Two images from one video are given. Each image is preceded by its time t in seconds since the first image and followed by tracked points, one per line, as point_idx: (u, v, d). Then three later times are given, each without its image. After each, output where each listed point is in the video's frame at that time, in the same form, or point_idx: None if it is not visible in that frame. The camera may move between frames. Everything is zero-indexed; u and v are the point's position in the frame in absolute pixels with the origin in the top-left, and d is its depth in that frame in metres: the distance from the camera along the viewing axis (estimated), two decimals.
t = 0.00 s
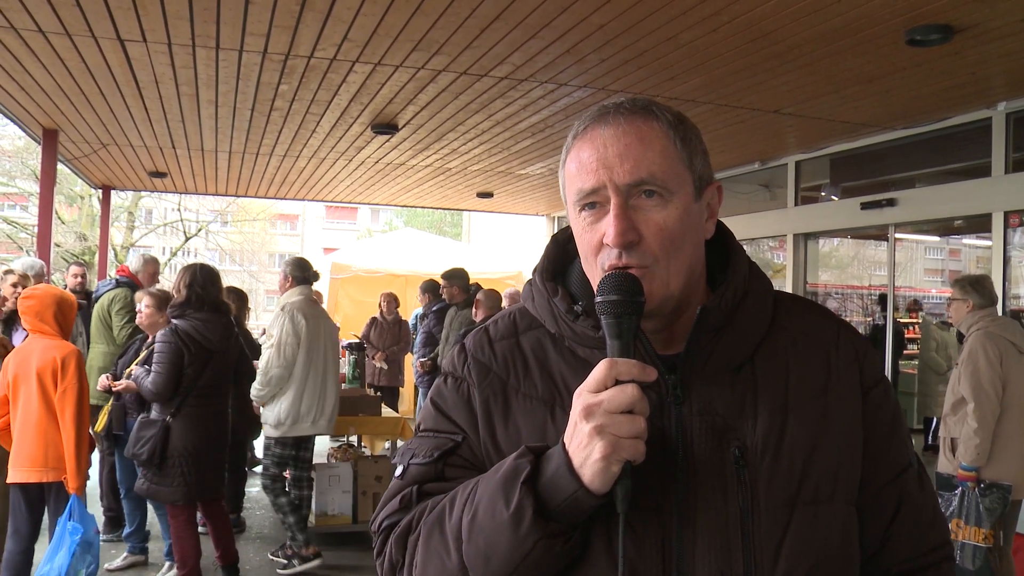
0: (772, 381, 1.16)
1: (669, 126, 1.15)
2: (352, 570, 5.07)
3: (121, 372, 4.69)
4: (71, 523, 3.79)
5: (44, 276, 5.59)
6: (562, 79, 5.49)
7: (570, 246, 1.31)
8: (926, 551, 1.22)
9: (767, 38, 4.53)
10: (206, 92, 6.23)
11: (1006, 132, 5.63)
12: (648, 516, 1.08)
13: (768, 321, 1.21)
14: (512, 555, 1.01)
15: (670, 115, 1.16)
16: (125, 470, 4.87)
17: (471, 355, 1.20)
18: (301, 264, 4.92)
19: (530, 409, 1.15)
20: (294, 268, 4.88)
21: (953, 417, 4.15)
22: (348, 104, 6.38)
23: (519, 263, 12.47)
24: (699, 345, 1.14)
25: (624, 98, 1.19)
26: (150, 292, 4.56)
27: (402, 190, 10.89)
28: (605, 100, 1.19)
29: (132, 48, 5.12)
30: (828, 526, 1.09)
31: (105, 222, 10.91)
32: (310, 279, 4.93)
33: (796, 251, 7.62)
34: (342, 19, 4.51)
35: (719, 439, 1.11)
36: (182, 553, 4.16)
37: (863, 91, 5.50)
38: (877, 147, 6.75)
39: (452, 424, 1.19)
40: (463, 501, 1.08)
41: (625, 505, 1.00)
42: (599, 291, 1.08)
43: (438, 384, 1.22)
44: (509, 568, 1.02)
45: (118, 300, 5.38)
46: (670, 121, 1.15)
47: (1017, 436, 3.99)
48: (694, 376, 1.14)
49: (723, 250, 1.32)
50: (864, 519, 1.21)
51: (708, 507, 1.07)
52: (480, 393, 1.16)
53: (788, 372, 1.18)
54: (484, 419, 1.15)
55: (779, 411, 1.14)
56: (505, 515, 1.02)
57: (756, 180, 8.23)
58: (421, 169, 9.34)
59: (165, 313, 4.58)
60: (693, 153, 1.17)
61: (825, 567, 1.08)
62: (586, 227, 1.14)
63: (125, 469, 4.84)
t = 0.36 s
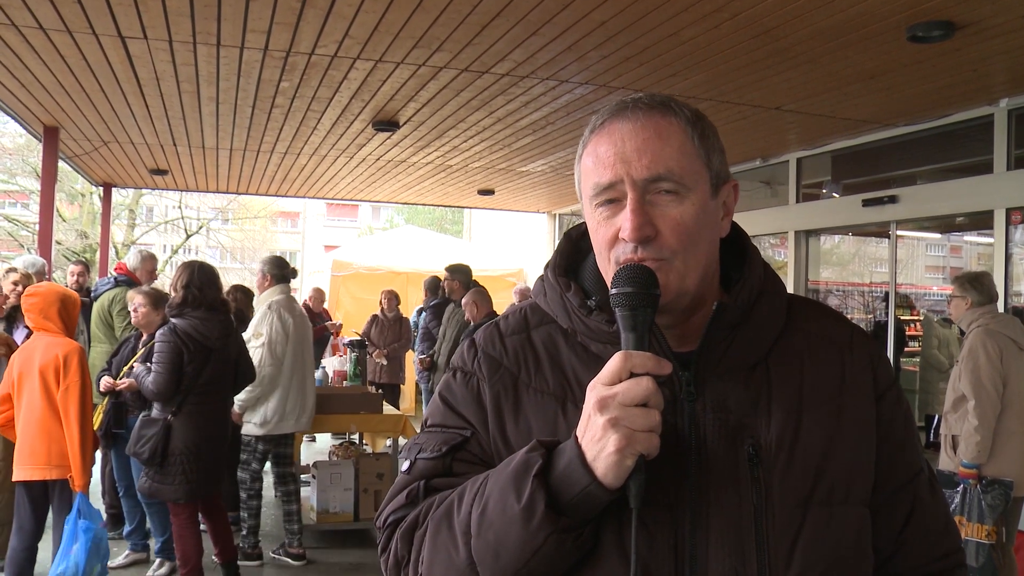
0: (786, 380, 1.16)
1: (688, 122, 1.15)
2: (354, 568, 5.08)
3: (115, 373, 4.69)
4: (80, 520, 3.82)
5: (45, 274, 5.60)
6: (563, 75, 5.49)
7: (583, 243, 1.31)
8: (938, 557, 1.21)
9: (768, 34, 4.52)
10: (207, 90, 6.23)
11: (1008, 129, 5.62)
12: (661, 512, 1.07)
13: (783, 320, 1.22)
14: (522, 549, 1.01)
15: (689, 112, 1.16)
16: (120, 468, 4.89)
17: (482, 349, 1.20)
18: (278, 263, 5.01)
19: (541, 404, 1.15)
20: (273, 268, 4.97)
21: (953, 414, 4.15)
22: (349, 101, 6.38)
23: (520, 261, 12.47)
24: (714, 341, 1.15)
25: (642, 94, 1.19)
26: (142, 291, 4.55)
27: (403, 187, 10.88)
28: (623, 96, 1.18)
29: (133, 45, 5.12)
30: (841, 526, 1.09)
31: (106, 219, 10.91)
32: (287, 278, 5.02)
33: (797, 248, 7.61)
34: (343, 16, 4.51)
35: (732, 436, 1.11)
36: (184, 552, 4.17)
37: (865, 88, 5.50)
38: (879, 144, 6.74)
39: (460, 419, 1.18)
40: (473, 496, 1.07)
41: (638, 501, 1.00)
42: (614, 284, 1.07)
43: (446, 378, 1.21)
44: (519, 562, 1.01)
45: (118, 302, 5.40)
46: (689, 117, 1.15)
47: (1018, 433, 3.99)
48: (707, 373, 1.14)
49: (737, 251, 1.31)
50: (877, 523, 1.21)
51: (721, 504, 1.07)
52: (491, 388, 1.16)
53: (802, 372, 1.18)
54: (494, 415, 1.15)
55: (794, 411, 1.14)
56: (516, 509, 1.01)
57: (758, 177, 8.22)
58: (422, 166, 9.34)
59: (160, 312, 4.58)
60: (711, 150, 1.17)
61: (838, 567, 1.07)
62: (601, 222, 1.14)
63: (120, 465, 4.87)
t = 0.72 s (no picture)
0: (791, 376, 1.16)
1: (693, 118, 1.15)
2: (351, 566, 5.07)
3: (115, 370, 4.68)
4: (86, 516, 3.84)
5: (42, 272, 5.58)
6: (561, 73, 5.47)
7: (582, 241, 1.31)
8: (941, 549, 1.21)
9: (767, 32, 4.52)
10: (205, 87, 6.21)
11: (1006, 128, 5.62)
12: (673, 510, 1.06)
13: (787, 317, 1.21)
14: (536, 548, 0.99)
15: (694, 108, 1.16)
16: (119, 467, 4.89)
17: (483, 347, 1.18)
18: (248, 259, 5.11)
19: (546, 401, 1.13)
20: (244, 265, 5.06)
21: (948, 412, 4.14)
22: (347, 99, 6.36)
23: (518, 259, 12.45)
24: (719, 339, 1.14)
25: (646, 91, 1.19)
26: (139, 291, 4.56)
27: (401, 185, 10.87)
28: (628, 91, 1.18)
29: (130, 42, 5.10)
30: (850, 520, 1.08)
31: (103, 217, 10.87)
32: (258, 274, 5.13)
33: (795, 246, 7.61)
34: (341, 13, 4.50)
35: (741, 432, 1.10)
36: (183, 551, 4.15)
37: (863, 86, 5.49)
38: (877, 143, 6.75)
39: (462, 419, 1.17)
40: (481, 495, 1.06)
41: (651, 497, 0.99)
42: (623, 280, 1.06)
43: (447, 378, 1.20)
44: (533, 561, 1.00)
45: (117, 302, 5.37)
46: (694, 113, 1.15)
47: (1012, 431, 3.99)
48: (714, 369, 1.13)
49: (737, 249, 1.31)
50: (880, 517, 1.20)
51: (733, 501, 1.05)
52: (494, 386, 1.14)
53: (807, 368, 1.17)
54: (498, 413, 1.13)
55: (800, 406, 1.13)
56: (529, 508, 1.00)
57: (755, 176, 8.22)
58: (420, 164, 9.32)
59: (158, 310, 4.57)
60: (715, 146, 1.16)
61: (849, 563, 1.06)
62: (606, 217, 1.13)
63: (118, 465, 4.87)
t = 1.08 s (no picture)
0: (806, 372, 1.14)
1: (676, 107, 1.14)
2: (356, 564, 5.07)
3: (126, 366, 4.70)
4: (93, 513, 3.87)
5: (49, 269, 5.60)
6: (568, 71, 5.46)
7: (589, 239, 1.30)
8: (950, 541, 1.20)
9: (775, 30, 4.49)
10: (211, 85, 6.21)
11: (1014, 125, 5.59)
12: (692, 509, 1.04)
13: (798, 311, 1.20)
14: (556, 548, 0.98)
15: (674, 98, 1.15)
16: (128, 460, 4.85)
17: (497, 346, 1.17)
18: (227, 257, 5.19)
19: (562, 399, 1.12)
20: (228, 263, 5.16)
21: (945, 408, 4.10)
22: (353, 96, 6.36)
23: (523, 257, 12.44)
24: (734, 333, 1.13)
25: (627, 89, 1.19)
26: (149, 287, 4.55)
27: (407, 183, 10.87)
28: (610, 92, 1.18)
29: (137, 40, 5.10)
30: (865, 515, 1.07)
31: (109, 215, 10.89)
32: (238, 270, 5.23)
33: (802, 245, 7.58)
34: (348, 11, 4.49)
35: (757, 428, 1.08)
36: (189, 549, 4.16)
37: (871, 84, 5.47)
38: (884, 141, 6.72)
39: (476, 418, 1.15)
40: (499, 496, 1.04)
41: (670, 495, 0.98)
42: (633, 278, 1.05)
43: (460, 376, 1.18)
44: (553, 562, 0.98)
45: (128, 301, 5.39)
46: (675, 103, 1.15)
47: (1007, 429, 3.94)
48: (730, 365, 1.12)
49: (748, 244, 1.31)
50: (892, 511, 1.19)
51: (751, 499, 1.04)
52: (509, 385, 1.13)
53: (820, 363, 1.16)
54: (514, 412, 1.12)
55: (814, 401, 1.12)
56: (549, 508, 0.98)
57: (762, 174, 8.19)
58: (426, 162, 9.31)
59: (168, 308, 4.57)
60: (702, 130, 1.16)
61: (864, 559, 1.05)
62: (605, 216, 1.12)
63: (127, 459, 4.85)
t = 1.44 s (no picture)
0: (797, 371, 1.13)
1: (692, 109, 1.11)
2: (351, 561, 5.06)
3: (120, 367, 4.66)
4: (77, 514, 3.81)
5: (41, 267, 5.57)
6: (563, 66, 5.44)
7: (586, 229, 1.28)
8: (942, 534, 1.19)
9: (769, 25, 4.48)
10: (204, 81, 6.18)
11: (1008, 121, 5.60)
12: (681, 509, 1.03)
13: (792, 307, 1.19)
14: (544, 549, 0.98)
15: (693, 97, 1.12)
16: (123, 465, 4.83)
17: (490, 342, 1.16)
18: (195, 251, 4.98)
19: (554, 398, 1.11)
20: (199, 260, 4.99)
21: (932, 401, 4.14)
22: (347, 92, 6.33)
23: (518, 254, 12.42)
24: (727, 333, 1.12)
25: (643, 80, 1.15)
26: (146, 284, 4.49)
27: (401, 179, 10.83)
28: (625, 82, 1.15)
29: (130, 35, 5.06)
30: (854, 514, 1.07)
31: (103, 212, 10.84)
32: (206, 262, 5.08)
33: (797, 240, 7.57)
34: (342, 6, 4.46)
35: (745, 428, 1.08)
36: (183, 548, 4.15)
37: (865, 79, 5.47)
38: (879, 136, 6.72)
39: (470, 414, 1.14)
40: (491, 494, 1.04)
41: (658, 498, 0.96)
42: (624, 280, 1.04)
43: (455, 371, 1.17)
44: (542, 563, 0.98)
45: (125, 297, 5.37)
46: (693, 103, 1.11)
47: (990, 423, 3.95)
48: (722, 365, 1.11)
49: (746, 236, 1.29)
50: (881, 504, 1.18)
51: (740, 499, 1.03)
52: (502, 382, 1.12)
53: (812, 361, 1.15)
54: (506, 409, 1.11)
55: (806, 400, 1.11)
56: (537, 510, 0.98)
57: (757, 170, 8.18)
58: (420, 158, 9.28)
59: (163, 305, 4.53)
60: (716, 136, 1.13)
61: (852, 557, 1.05)
62: (607, 213, 1.11)
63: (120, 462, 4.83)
